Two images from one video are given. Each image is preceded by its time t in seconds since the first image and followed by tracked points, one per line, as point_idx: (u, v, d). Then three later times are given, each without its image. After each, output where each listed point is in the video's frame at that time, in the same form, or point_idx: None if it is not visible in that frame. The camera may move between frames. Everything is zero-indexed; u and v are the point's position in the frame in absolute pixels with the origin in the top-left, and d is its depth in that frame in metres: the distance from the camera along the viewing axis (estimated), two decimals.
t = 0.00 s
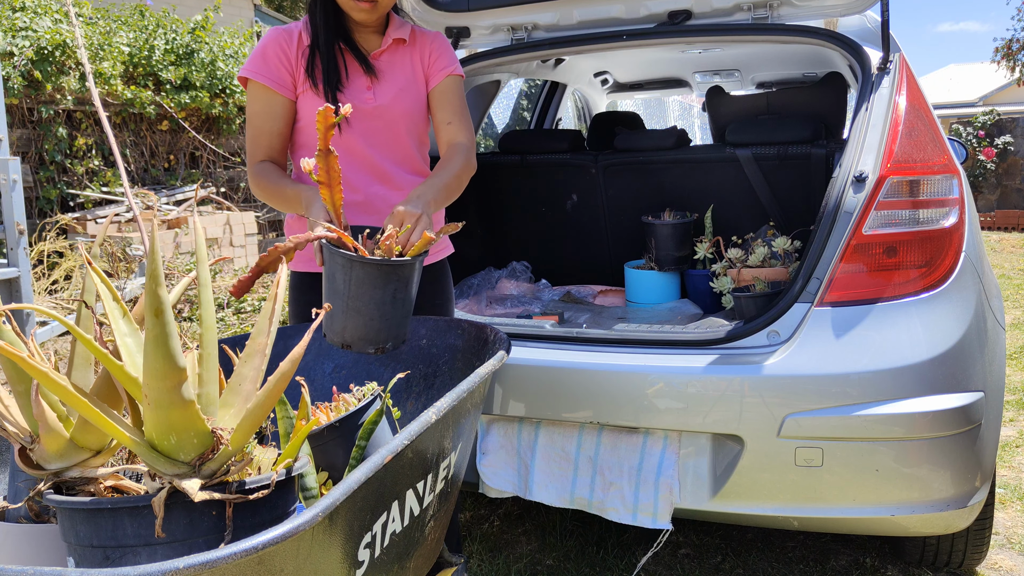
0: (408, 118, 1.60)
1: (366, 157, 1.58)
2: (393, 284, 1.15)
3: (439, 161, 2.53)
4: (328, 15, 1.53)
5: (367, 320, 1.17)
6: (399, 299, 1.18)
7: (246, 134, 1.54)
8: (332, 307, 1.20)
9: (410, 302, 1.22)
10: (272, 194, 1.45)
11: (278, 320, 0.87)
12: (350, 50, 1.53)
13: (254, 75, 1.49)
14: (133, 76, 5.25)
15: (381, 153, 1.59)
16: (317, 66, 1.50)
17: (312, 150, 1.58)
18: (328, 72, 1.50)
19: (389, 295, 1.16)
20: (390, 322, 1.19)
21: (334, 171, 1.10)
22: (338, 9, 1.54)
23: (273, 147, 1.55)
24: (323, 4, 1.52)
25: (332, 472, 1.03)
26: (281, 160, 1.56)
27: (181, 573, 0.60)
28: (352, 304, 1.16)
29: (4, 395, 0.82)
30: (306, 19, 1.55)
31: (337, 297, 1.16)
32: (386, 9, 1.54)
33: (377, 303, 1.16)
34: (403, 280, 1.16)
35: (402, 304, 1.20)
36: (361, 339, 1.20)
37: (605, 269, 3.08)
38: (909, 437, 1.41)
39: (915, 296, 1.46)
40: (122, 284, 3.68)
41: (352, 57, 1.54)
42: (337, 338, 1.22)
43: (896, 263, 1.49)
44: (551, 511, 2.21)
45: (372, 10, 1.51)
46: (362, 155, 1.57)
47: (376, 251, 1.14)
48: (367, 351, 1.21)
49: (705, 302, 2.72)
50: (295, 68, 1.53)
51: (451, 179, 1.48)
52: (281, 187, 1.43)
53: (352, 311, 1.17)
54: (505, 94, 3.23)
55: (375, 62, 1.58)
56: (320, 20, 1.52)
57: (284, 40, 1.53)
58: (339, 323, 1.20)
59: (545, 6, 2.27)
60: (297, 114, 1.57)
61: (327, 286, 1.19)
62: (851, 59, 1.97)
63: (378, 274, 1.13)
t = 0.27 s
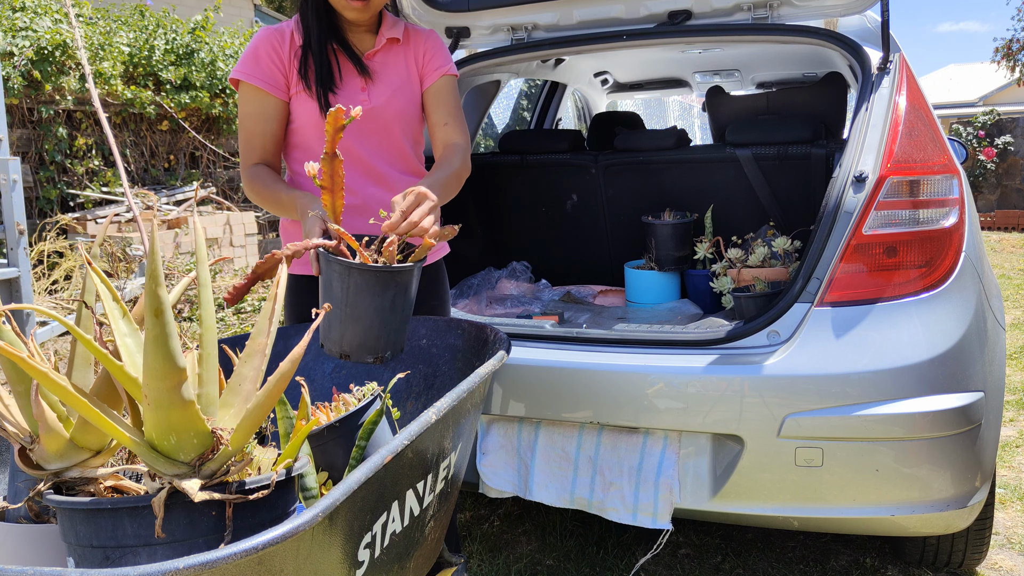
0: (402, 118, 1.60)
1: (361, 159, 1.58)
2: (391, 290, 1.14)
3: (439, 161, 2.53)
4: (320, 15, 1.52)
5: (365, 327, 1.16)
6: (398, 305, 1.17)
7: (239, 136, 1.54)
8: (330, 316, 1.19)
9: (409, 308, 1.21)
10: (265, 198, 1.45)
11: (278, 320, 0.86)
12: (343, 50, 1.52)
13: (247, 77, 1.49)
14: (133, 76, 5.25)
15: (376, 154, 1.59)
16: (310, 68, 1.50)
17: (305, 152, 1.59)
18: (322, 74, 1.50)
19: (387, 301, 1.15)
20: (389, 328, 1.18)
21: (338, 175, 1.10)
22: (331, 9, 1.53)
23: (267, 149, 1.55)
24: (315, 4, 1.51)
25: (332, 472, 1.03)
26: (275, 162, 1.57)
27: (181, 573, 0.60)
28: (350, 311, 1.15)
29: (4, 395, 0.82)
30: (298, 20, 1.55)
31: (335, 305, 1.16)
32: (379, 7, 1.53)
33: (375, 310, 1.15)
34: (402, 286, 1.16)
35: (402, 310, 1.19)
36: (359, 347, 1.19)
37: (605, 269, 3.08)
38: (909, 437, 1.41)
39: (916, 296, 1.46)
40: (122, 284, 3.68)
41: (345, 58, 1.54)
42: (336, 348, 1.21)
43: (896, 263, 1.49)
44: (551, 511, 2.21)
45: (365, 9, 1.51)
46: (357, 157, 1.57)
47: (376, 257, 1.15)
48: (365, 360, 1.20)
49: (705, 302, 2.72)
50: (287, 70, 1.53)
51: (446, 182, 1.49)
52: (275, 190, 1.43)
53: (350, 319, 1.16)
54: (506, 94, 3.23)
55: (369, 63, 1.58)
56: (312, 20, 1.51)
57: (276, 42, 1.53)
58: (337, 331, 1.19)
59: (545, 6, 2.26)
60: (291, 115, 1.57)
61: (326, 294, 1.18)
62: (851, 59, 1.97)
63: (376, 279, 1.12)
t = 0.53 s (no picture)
0: (402, 116, 1.60)
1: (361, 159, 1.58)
2: (387, 303, 1.14)
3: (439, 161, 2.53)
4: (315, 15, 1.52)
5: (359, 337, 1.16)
6: (393, 318, 1.17)
7: (238, 139, 1.53)
8: (325, 322, 1.18)
9: (403, 320, 1.20)
10: (265, 200, 1.45)
11: (278, 320, 0.86)
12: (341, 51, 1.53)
13: (245, 81, 1.48)
14: (133, 76, 5.25)
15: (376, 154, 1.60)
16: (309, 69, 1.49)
17: (304, 153, 1.59)
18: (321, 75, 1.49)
19: (382, 314, 1.15)
20: (382, 339, 1.18)
21: (341, 200, 1.11)
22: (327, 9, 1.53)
23: (266, 151, 1.55)
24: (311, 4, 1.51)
25: (332, 472, 1.03)
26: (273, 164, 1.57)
27: (180, 573, 0.60)
28: (345, 320, 1.15)
29: (4, 395, 0.82)
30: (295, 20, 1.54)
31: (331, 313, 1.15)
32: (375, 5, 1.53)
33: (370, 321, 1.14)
34: (398, 301, 1.16)
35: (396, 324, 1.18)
36: (352, 355, 1.18)
37: (604, 269, 3.08)
38: (909, 437, 1.41)
39: (916, 296, 1.46)
40: (122, 284, 3.68)
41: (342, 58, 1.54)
42: (328, 355, 1.20)
43: (896, 263, 1.49)
44: (551, 511, 2.21)
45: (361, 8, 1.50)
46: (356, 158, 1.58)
47: (370, 271, 1.15)
48: (357, 368, 1.19)
49: (705, 302, 2.72)
50: (285, 71, 1.52)
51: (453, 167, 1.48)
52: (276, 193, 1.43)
53: (344, 328, 1.16)
54: (506, 95, 3.22)
55: (366, 62, 1.58)
56: (308, 22, 1.50)
57: (272, 43, 1.52)
58: (331, 339, 1.18)
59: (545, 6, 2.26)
60: (289, 116, 1.57)
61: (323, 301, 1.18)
62: (851, 59, 1.97)
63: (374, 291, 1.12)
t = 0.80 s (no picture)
0: (399, 116, 1.59)
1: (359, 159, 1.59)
2: (386, 292, 1.14)
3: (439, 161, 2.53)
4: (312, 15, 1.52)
5: (359, 326, 1.17)
6: (393, 306, 1.17)
7: (239, 140, 1.55)
8: (326, 313, 1.20)
9: (404, 308, 1.21)
10: (264, 199, 1.45)
11: (278, 320, 0.86)
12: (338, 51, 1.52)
13: (243, 83, 1.50)
14: (133, 76, 5.25)
15: (374, 154, 1.60)
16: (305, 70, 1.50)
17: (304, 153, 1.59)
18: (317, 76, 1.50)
19: (382, 303, 1.15)
20: (383, 328, 1.19)
21: (331, 171, 1.09)
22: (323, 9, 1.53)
23: (267, 152, 1.56)
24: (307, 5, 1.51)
25: (332, 472, 1.03)
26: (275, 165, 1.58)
27: (181, 573, 0.60)
28: (345, 311, 1.16)
29: (4, 395, 0.82)
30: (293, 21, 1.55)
31: (331, 304, 1.16)
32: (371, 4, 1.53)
33: (369, 310, 1.15)
34: (397, 289, 1.16)
35: (396, 313, 1.19)
36: (352, 344, 1.21)
37: (604, 269, 3.08)
38: (909, 437, 1.41)
39: (915, 296, 1.46)
40: (122, 284, 3.69)
41: (339, 59, 1.54)
42: (330, 344, 1.23)
43: (896, 263, 1.49)
44: (551, 511, 2.21)
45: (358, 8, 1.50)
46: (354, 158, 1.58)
47: (370, 255, 1.16)
48: (358, 357, 1.22)
49: (705, 302, 2.72)
50: (283, 73, 1.53)
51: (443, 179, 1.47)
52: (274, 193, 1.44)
53: (344, 318, 1.17)
54: (506, 95, 3.23)
55: (364, 63, 1.57)
56: (305, 23, 1.51)
57: (271, 44, 1.53)
58: (332, 329, 1.20)
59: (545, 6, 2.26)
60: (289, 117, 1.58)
61: (323, 292, 1.19)
62: (851, 59, 1.97)
63: (372, 281, 1.12)
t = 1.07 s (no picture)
0: (400, 117, 1.58)
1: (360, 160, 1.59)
2: (387, 289, 1.14)
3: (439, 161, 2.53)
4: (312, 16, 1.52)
5: (361, 326, 1.18)
6: (394, 304, 1.17)
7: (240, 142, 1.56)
8: (327, 313, 1.21)
9: (406, 306, 1.21)
10: (266, 201, 1.46)
11: (278, 320, 0.86)
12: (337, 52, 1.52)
13: (243, 85, 1.51)
14: (133, 76, 5.25)
15: (375, 154, 1.60)
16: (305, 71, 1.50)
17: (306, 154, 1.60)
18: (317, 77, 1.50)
19: (383, 300, 1.15)
20: (384, 327, 1.19)
21: (331, 179, 1.09)
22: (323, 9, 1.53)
23: (269, 154, 1.57)
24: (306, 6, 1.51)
25: (332, 472, 1.03)
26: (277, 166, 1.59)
27: (181, 573, 0.60)
28: (346, 310, 1.16)
29: (4, 395, 0.82)
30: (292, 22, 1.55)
31: (332, 304, 1.17)
32: None
33: (370, 309, 1.15)
34: (398, 287, 1.15)
35: (398, 311, 1.19)
36: (353, 344, 1.21)
37: (604, 269, 3.08)
38: (909, 437, 1.41)
39: (916, 296, 1.46)
40: (122, 284, 3.69)
41: (339, 59, 1.54)
42: (331, 345, 1.23)
43: (896, 263, 1.49)
44: (551, 511, 2.21)
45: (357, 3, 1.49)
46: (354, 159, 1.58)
47: (371, 255, 1.15)
48: (360, 357, 1.22)
49: (705, 302, 2.73)
50: (284, 74, 1.54)
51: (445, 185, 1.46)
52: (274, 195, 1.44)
53: (345, 318, 1.17)
54: (506, 95, 3.22)
55: (364, 64, 1.56)
56: (304, 23, 1.51)
57: (271, 46, 1.53)
58: (333, 329, 1.21)
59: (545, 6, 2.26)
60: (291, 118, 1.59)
61: (323, 293, 1.19)
62: (851, 59, 1.97)
63: (373, 279, 1.12)
